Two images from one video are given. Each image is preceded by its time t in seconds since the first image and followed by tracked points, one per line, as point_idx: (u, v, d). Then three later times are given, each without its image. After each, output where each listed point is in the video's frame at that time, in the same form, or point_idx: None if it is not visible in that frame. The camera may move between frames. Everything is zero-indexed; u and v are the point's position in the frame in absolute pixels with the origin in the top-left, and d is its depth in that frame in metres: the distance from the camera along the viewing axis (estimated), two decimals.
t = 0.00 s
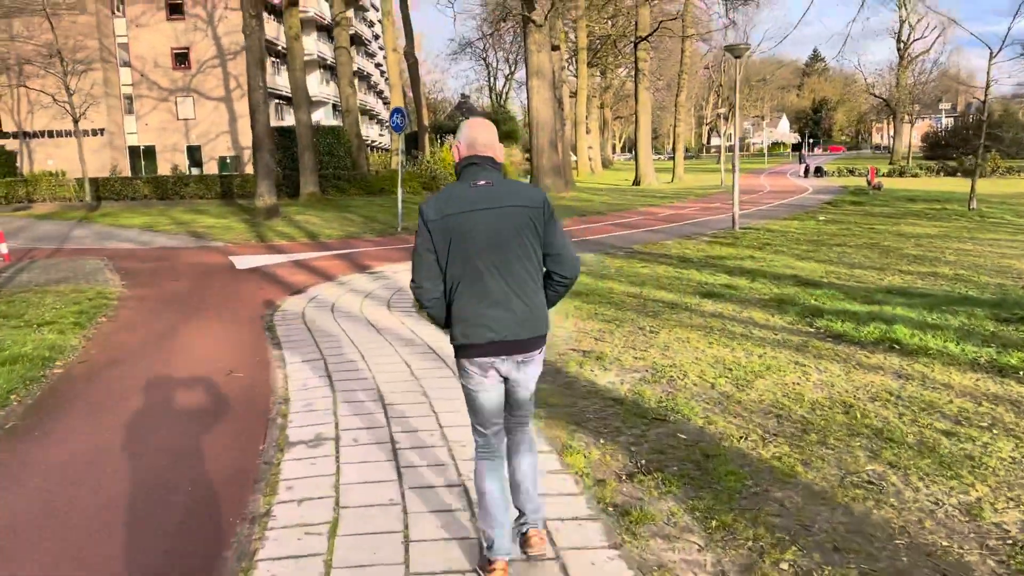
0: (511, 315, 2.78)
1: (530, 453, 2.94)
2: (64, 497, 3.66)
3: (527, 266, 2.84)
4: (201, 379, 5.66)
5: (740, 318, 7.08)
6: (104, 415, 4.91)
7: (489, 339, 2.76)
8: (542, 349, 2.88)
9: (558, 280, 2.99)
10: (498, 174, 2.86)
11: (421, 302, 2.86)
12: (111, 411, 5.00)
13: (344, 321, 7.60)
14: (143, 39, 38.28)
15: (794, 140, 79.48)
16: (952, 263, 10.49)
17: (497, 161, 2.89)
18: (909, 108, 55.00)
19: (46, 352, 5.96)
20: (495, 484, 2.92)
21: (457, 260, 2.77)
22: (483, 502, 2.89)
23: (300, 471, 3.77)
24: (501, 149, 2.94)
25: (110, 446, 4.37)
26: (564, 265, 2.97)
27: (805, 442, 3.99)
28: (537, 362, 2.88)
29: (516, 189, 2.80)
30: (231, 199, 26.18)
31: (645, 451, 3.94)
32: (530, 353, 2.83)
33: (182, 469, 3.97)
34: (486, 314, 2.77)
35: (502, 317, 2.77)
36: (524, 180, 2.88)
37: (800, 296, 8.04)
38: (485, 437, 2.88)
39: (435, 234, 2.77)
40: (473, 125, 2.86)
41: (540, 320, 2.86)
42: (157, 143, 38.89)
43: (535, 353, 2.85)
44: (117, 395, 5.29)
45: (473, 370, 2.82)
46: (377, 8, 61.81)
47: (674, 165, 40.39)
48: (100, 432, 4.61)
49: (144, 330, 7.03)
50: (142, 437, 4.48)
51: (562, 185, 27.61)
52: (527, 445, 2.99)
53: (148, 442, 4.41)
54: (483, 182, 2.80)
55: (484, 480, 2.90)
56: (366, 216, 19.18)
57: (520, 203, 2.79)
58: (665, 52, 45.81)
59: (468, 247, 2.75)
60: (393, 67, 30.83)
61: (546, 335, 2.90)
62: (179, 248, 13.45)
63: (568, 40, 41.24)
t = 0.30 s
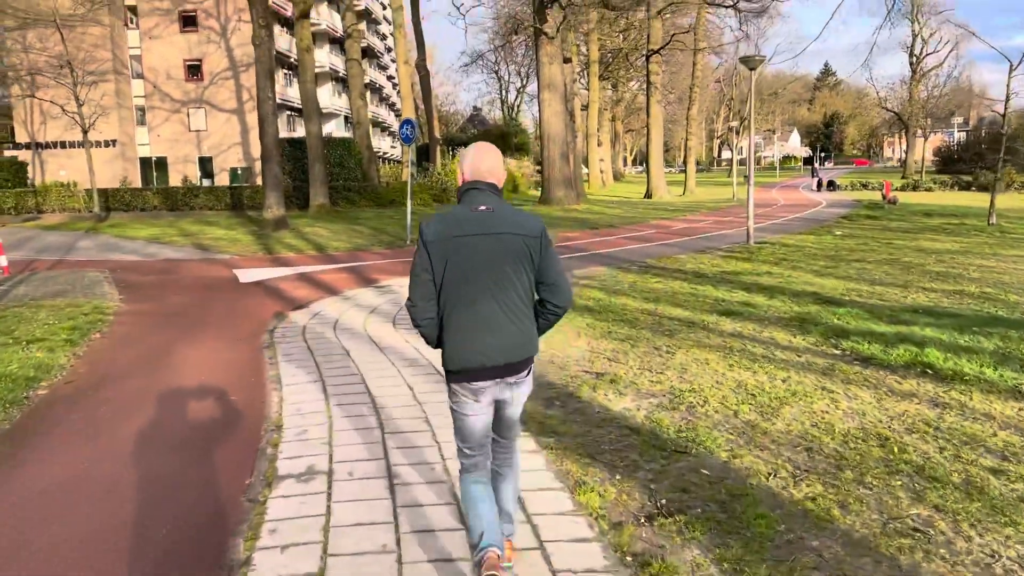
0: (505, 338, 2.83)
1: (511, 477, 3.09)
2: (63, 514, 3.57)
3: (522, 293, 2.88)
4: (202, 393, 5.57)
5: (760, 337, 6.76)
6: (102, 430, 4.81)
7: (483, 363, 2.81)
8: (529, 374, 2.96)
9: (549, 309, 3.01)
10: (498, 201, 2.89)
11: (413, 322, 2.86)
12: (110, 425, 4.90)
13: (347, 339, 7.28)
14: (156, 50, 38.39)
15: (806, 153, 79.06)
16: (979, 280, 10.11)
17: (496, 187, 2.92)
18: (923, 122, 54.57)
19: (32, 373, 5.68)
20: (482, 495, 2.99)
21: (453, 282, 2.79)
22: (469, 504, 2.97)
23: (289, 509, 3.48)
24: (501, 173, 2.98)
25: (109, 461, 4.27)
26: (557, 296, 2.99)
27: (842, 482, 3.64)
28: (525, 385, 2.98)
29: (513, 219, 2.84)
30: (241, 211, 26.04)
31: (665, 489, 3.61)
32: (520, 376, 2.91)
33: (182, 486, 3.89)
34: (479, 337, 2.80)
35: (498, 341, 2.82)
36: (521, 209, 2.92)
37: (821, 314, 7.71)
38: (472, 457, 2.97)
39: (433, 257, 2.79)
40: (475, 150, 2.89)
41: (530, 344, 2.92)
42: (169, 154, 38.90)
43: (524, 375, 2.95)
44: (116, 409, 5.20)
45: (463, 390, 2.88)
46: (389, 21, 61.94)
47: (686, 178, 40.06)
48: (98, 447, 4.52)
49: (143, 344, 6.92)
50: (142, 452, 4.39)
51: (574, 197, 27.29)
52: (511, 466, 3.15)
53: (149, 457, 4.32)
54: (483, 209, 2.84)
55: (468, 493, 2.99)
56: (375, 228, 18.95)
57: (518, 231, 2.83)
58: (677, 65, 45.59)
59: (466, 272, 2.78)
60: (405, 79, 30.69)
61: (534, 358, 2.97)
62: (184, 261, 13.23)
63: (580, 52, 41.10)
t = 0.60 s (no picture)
0: (493, 361, 2.83)
1: (508, 528, 2.89)
2: (62, 535, 3.59)
3: (514, 315, 2.89)
4: (198, 415, 5.50)
5: (782, 368, 6.46)
6: (95, 453, 4.72)
7: (470, 386, 2.81)
8: (521, 398, 2.91)
9: (542, 326, 3.05)
10: (487, 222, 2.92)
11: (403, 345, 2.87)
12: (104, 448, 4.82)
13: (344, 365, 6.93)
14: (164, 63, 38.36)
15: (815, 169, 78.75)
16: (1005, 305, 9.76)
17: (484, 210, 2.95)
18: (934, 139, 54.23)
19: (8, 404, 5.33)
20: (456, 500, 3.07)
21: (443, 305, 2.79)
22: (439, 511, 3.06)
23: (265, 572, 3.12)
24: (487, 194, 3.02)
25: (102, 486, 4.19)
26: (549, 312, 3.02)
27: (886, 543, 3.27)
28: (517, 410, 2.90)
29: (503, 239, 2.86)
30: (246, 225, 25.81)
31: (688, 549, 3.25)
32: (510, 400, 2.87)
33: (179, 506, 3.90)
34: (471, 360, 2.81)
35: (485, 364, 2.82)
36: (512, 231, 2.93)
37: (846, 341, 7.37)
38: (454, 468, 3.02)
39: (424, 280, 2.79)
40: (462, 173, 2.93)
41: (520, 364, 2.90)
42: (176, 167, 38.77)
43: (514, 401, 2.89)
44: (111, 431, 5.11)
45: (452, 412, 2.87)
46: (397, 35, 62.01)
47: (695, 194, 39.73)
48: (92, 470, 4.44)
49: (140, 362, 6.84)
50: (140, 470, 4.40)
51: (582, 213, 26.99)
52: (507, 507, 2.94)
53: (143, 480, 4.25)
54: (474, 230, 2.85)
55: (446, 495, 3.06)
56: (380, 244, 18.67)
57: (509, 250, 2.85)
58: (685, 81, 45.39)
59: (458, 293, 2.78)
60: (412, 93, 30.50)
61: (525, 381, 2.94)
62: (185, 278, 12.96)
63: (589, 67, 40.97)
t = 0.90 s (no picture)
0: (476, 363, 2.98)
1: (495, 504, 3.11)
2: (67, 538, 3.65)
3: (496, 316, 3.04)
4: (192, 437, 5.27)
5: (803, 390, 6.15)
6: (81, 476, 4.49)
7: (454, 388, 2.97)
8: (505, 399, 3.07)
9: (525, 325, 3.19)
10: (468, 225, 3.08)
11: (391, 349, 3.03)
12: (92, 470, 4.59)
13: (342, 386, 6.58)
14: (170, 76, 38.32)
15: (821, 184, 78.48)
16: None
17: (464, 213, 3.11)
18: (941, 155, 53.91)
19: None
20: (454, 524, 3.11)
21: (426, 306, 2.95)
22: (442, 539, 3.06)
23: None
24: (469, 198, 3.18)
25: (87, 512, 3.95)
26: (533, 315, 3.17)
27: None
28: (500, 412, 3.07)
29: (483, 241, 3.02)
30: (249, 238, 25.58)
31: None
32: (494, 402, 3.02)
33: (184, 508, 3.98)
34: (456, 363, 2.97)
35: (469, 366, 2.97)
36: (492, 232, 3.08)
37: (867, 362, 7.05)
38: (446, 481, 3.10)
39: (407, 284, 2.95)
40: (442, 180, 3.10)
41: (505, 365, 3.05)
42: (180, 180, 38.61)
43: (499, 402, 3.05)
44: (98, 453, 4.87)
45: (439, 416, 3.02)
46: (403, 49, 62.08)
47: (701, 209, 39.47)
48: (90, 484, 4.39)
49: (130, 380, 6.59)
50: (146, 476, 4.47)
51: (588, 228, 26.68)
52: (495, 493, 3.17)
53: (142, 494, 4.20)
54: (453, 234, 3.02)
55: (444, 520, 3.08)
56: (384, 258, 18.39)
57: (489, 254, 3.00)
58: (691, 96, 45.24)
59: (439, 296, 2.93)
60: (418, 107, 30.32)
61: (511, 382, 3.07)
62: (183, 291, 12.71)
63: (595, 82, 40.84)
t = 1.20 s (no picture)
0: (474, 393, 2.93)
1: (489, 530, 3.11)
2: (82, 535, 3.90)
3: (495, 346, 2.99)
4: (194, 445, 5.44)
5: (826, 420, 5.82)
6: (56, 511, 4.22)
7: (452, 418, 2.91)
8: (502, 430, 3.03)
9: (524, 362, 3.10)
10: (472, 252, 3.03)
11: (387, 374, 2.97)
12: (68, 504, 4.31)
13: (337, 414, 6.21)
14: (170, 88, 38.17)
15: (823, 200, 78.29)
16: None
17: (471, 241, 3.04)
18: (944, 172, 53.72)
19: None
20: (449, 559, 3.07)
21: (423, 333, 2.90)
22: None
23: None
24: (478, 226, 3.10)
25: (57, 555, 3.66)
26: (531, 352, 3.08)
27: None
28: (498, 441, 3.03)
29: (487, 272, 2.97)
30: (248, 252, 25.28)
31: None
32: (492, 432, 2.97)
33: (186, 513, 4.18)
34: (453, 392, 2.92)
35: (467, 397, 2.93)
36: (496, 263, 3.03)
37: (890, 389, 6.71)
38: (443, 514, 3.05)
39: (405, 308, 2.91)
40: (450, 207, 3.04)
41: (501, 396, 3.01)
42: (180, 193, 38.36)
43: (494, 433, 3.00)
44: (74, 486, 4.60)
45: (434, 445, 2.96)
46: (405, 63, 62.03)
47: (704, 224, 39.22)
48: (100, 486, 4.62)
49: (113, 405, 6.32)
50: (152, 482, 4.67)
51: (591, 243, 26.36)
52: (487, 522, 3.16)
53: (148, 497, 4.42)
54: (456, 261, 2.97)
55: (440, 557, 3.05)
56: (384, 273, 18.10)
57: (490, 286, 2.95)
58: (694, 111, 45.08)
59: (437, 324, 2.89)
60: (419, 120, 30.08)
61: (506, 413, 3.03)
62: (177, 308, 12.40)
63: (597, 96, 40.71)
